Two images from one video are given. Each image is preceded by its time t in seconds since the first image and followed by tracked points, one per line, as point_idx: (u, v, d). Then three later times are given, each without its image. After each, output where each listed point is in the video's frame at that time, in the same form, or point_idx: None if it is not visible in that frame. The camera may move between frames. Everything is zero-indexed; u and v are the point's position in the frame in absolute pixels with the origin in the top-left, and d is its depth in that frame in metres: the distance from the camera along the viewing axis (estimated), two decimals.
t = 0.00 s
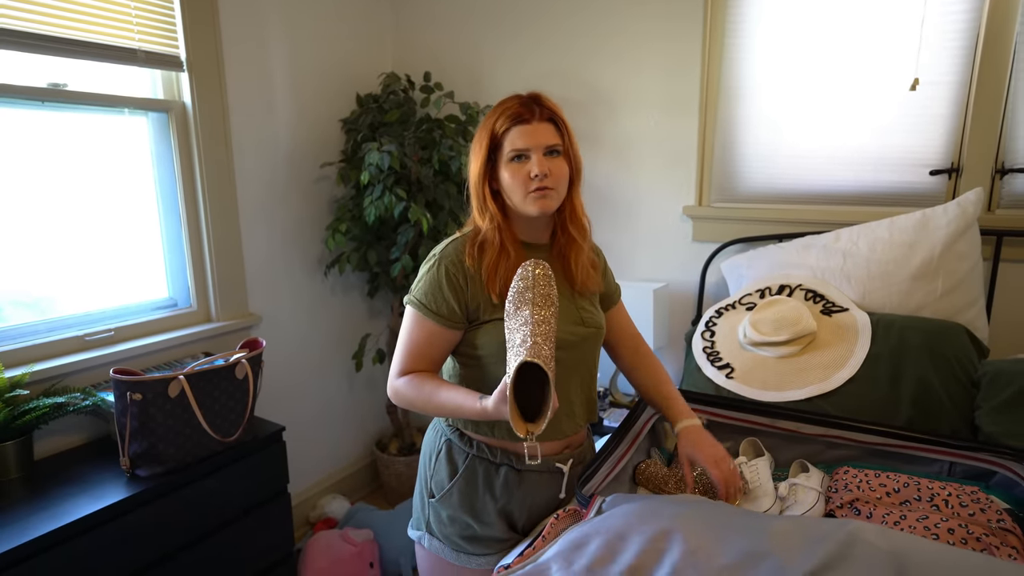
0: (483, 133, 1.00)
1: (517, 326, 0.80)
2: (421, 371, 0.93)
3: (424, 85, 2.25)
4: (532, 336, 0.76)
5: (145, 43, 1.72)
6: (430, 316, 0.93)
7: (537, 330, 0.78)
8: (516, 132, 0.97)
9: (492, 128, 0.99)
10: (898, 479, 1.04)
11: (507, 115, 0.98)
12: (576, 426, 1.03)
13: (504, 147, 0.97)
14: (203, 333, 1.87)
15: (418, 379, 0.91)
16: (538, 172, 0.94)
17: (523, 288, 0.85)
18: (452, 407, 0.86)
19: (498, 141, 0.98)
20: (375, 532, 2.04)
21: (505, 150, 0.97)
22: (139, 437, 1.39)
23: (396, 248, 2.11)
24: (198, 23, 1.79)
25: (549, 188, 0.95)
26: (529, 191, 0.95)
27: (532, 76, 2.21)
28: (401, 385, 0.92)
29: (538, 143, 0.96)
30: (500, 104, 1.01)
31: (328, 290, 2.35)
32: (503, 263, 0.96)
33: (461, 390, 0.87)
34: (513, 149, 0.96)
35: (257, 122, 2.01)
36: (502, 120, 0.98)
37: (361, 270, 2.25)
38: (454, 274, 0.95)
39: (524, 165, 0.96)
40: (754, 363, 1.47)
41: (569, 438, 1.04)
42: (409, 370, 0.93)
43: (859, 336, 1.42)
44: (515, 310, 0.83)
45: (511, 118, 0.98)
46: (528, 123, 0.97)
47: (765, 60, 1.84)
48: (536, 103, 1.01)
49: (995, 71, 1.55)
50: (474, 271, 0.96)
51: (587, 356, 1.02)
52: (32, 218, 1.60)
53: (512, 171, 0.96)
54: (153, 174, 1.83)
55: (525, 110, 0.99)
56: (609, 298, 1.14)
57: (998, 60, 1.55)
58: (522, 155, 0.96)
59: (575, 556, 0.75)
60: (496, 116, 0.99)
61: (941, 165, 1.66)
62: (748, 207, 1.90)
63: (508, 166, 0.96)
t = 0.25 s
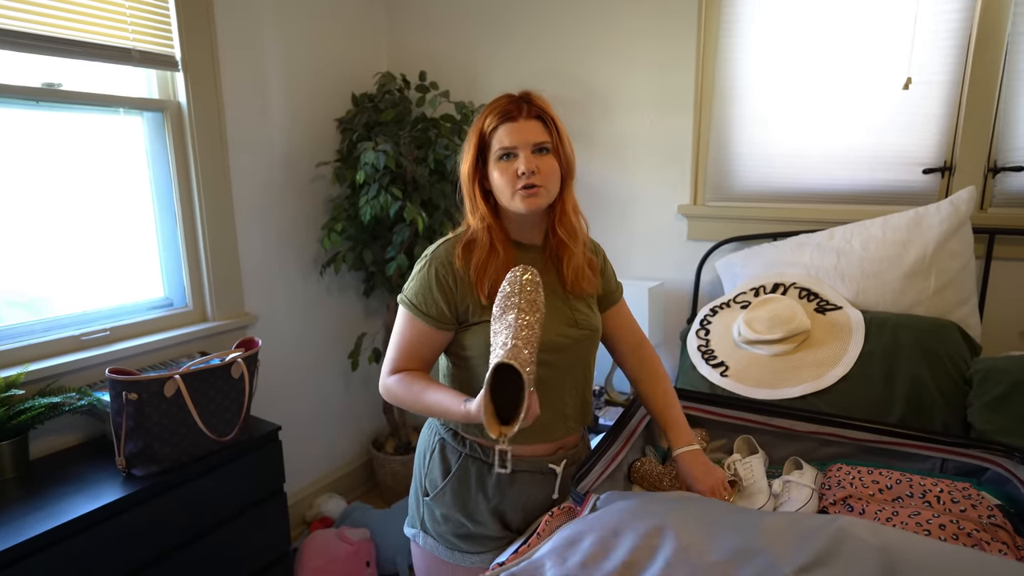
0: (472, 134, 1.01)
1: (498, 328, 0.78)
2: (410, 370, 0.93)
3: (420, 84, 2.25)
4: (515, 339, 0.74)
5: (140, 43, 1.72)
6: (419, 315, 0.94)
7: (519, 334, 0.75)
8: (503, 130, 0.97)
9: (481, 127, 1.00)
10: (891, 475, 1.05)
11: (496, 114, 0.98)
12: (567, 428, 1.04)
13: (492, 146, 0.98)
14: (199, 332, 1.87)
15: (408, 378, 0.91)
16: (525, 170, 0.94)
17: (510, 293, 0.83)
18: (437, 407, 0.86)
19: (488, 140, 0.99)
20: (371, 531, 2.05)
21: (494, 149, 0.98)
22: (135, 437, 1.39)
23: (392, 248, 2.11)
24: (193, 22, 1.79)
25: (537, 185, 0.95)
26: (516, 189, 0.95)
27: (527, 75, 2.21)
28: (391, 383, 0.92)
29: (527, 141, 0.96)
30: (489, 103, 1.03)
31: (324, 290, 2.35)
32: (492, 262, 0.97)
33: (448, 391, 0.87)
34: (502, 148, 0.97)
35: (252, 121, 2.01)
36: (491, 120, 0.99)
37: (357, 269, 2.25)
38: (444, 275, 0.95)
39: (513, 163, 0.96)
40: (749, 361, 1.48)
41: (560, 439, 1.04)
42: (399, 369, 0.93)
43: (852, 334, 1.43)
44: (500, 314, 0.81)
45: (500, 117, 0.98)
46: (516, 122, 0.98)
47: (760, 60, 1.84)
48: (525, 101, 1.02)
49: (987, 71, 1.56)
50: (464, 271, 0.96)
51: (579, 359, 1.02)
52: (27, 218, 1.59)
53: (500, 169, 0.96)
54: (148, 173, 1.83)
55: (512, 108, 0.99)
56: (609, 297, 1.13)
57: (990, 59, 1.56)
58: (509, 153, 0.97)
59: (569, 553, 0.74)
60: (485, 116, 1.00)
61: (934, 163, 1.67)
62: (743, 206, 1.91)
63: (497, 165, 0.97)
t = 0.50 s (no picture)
0: (471, 136, 1.01)
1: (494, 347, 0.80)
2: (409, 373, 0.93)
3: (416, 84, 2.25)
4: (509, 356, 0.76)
5: (137, 43, 1.71)
6: (418, 319, 0.94)
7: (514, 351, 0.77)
8: (502, 132, 0.97)
9: (479, 129, 1.00)
10: (887, 474, 1.06)
11: (494, 115, 0.99)
12: (566, 430, 1.04)
13: (491, 147, 0.98)
14: (197, 333, 1.87)
15: (407, 382, 0.91)
16: (525, 171, 0.94)
17: (505, 304, 0.84)
18: (436, 409, 0.86)
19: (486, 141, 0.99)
20: (369, 531, 2.05)
21: (492, 151, 0.98)
22: (132, 438, 1.39)
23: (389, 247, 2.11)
24: (190, 22, 1.79)
25: (536, 187, 0.95)
26: (516, 191, 0.95)
27: (524, 75, 2.21)
28: (390, 387, 0.92)
29: (525, 142, 0.97)
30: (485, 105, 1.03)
31: (321, 290, 2.35)
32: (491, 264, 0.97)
33: (447, 394, 0.87)
34: (501, 149, 0.97)
35: (249, 121, 2.01)
36: (489, 122, 0.99)
37: (354, 269, 2.25)
38: (443, 279, 0.95)
39: (512, 165, 0.96)
40: (745, 360, 1.48)
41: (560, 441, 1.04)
42: (398, 371, 0.94)
43: (848, 333, 1.43)
44: (498, 327, 0.83)
45: (498, 118, 0.98)
46: (515, 123, 0.98)
47: (756, 59, 1.85)
48: (523, 101, 1.02)
49: (981, 70, 1.57)
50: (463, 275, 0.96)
51: (579, 361, 1.03)
52: (24, 219, 1.59)
53: (499, 171, 0.97)
54: (145, 174, 1.83)
55: (510, 109, 0.99)
56: (606, 298, 1.14)
57: (984, 59, 1.56)
58: (508, 155, 0.97)
59: (566, 552, 0.75)
60: (483, 118, 1.00)
61: (929, 162, 1.68)
62: (739, 205, 1.91)
63: (496, 166, 0.97)
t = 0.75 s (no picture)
0: (473, 133, 1.00)
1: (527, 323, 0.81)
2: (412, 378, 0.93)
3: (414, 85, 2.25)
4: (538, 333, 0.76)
5: (134, 45, 1.71)
6: (420, 322, 0.94)
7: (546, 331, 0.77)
8: (510, 125, 0.99)
9: (484, 124, 0.99)
10: (884, 473, 1.06)
11: (496, 112, 1.00)
12: (566, 430, 1.05)
13: (500, 142, 0.98)
14: (195, 334, 1.87)
15: (411, 386, 0.91)
16: (543, 160, 0.98)
17: (552, 290, 0.87)
18: (443, 409, 0.86)
19: (493, 136, 0.99)
20: (368, 531, 2.05)
21: (502, 144, 0.98)
22: (131, 439, 1.39)
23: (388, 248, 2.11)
24: (188, 23, 1.79)
25: (551, 175, 0.99)
26: (536, 178, 0.98)
27: (522, 75, 2.21)
28: (394, 393, 0.92)
29: (534, 134, 1.00)
30: (481, 103, 1.02)
31: (320, 290, 2.35)
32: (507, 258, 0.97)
33: (451, 393, 0.87)
34: (513, 142, 0.98)
35: (247, 122, 2.00)
36: (493, 117, 0.99)
37: (353, 270, 2.25)
38: (443, 280, 0.95)
39: (525, 155, 0.98)
40: (743, 360, 1.48)
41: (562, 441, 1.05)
42: (399, 377, 0.93)
43: (846, 333, 1.43)
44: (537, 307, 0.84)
45: (500, 115, 1.00)
46: (519, 117, 1.00)
47: (754, 59, 1.85)
48: (518, 99, 1.04)
49: (978, 70, 1.57)
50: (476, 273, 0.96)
51: (580, 359, 1.03)
52: (22, 220, 1.59)
53: (513, 163, 0.98)
54: (144, 175, 1.83)
55: (511, 105, 1.01)
56: (601, 293, 1.17)
57: (981, 59, 1.57)
58: (522, 145, 0.98)
59: (564, 552, 0.75)
60: (485, 114, 1.00)
61: (926, 162, 1.68)
62: (737, 205, 1.92)
63: (509, 159, 0.98)
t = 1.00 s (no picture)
0: (449, 140, 1.02)
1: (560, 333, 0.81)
2: (420, 381, 0.92)
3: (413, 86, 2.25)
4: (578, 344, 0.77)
5: (133, 45, 1.71)
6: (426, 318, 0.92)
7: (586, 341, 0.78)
8: (481, 127, 0.98)
9: (458, 131, 1.00)
10: (884, 473, 1.06)
11: (469, 118, 1.00)
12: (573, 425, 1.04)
13: (474, 147, 0.98)
14: (194, 335, 1.87)
15: (422, 389, 0.91)
16: (514, 158, 0.95)
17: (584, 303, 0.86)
18: (463, 412, 0.87)
19: (466, 141, 1.00)
20: (367, 533, 2.05)
21: (475, 148, 0.98)
22: (129, 441, 1.39)
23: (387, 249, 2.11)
24: (186, 24, 1.79)
25: (527, 173, 0.97)
26: (509, 178, 0.95)
27: (521, 76, 2.21)
28: (404, 397, 0.91)
29: (506, 133, 0.98)
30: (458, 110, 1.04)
31: (319, 291, 2.35)
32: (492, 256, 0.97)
33: (468, 394, 0.89)
34: (485, 145, 0.97)
35: (246, 122, 2.00)
36: (467, 122, 1.00)
37: (352, 270, 2.25)
38: (449, 275, 0.95)
39: (500, 156, 0.96)
40: (743, 360, 1.48)
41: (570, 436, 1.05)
42: (406, 381, 0.92)
43: (845, 333, 1.44)
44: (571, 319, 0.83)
45: (472, 120, 0.99)
46: (493, 118, 0.99)
47: (752, 60, 1.85)
48: (494, 100, 1.03)
49: (977, 71, 1.57)
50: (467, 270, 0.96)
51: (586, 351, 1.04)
52: (21, 221, 1.59)
53: (487, 165, 0.96)
54: (142, 176, 1.83)
55: (485, 107, 1.01)
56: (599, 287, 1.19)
57: (979, 60, 1.57)
58: (494, 146, 0.97)
59: (564, 553, 0.75)
60: (459, 122, 1.01)
61: (924, 162, 1.68)
62: (736, 206, 1.92)
63: (484, 161, 0.97)
